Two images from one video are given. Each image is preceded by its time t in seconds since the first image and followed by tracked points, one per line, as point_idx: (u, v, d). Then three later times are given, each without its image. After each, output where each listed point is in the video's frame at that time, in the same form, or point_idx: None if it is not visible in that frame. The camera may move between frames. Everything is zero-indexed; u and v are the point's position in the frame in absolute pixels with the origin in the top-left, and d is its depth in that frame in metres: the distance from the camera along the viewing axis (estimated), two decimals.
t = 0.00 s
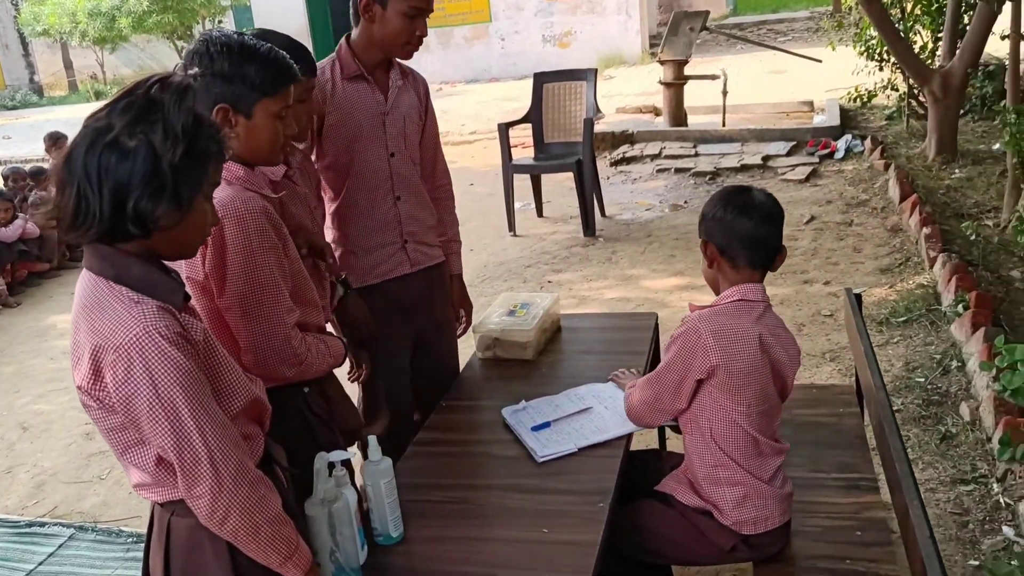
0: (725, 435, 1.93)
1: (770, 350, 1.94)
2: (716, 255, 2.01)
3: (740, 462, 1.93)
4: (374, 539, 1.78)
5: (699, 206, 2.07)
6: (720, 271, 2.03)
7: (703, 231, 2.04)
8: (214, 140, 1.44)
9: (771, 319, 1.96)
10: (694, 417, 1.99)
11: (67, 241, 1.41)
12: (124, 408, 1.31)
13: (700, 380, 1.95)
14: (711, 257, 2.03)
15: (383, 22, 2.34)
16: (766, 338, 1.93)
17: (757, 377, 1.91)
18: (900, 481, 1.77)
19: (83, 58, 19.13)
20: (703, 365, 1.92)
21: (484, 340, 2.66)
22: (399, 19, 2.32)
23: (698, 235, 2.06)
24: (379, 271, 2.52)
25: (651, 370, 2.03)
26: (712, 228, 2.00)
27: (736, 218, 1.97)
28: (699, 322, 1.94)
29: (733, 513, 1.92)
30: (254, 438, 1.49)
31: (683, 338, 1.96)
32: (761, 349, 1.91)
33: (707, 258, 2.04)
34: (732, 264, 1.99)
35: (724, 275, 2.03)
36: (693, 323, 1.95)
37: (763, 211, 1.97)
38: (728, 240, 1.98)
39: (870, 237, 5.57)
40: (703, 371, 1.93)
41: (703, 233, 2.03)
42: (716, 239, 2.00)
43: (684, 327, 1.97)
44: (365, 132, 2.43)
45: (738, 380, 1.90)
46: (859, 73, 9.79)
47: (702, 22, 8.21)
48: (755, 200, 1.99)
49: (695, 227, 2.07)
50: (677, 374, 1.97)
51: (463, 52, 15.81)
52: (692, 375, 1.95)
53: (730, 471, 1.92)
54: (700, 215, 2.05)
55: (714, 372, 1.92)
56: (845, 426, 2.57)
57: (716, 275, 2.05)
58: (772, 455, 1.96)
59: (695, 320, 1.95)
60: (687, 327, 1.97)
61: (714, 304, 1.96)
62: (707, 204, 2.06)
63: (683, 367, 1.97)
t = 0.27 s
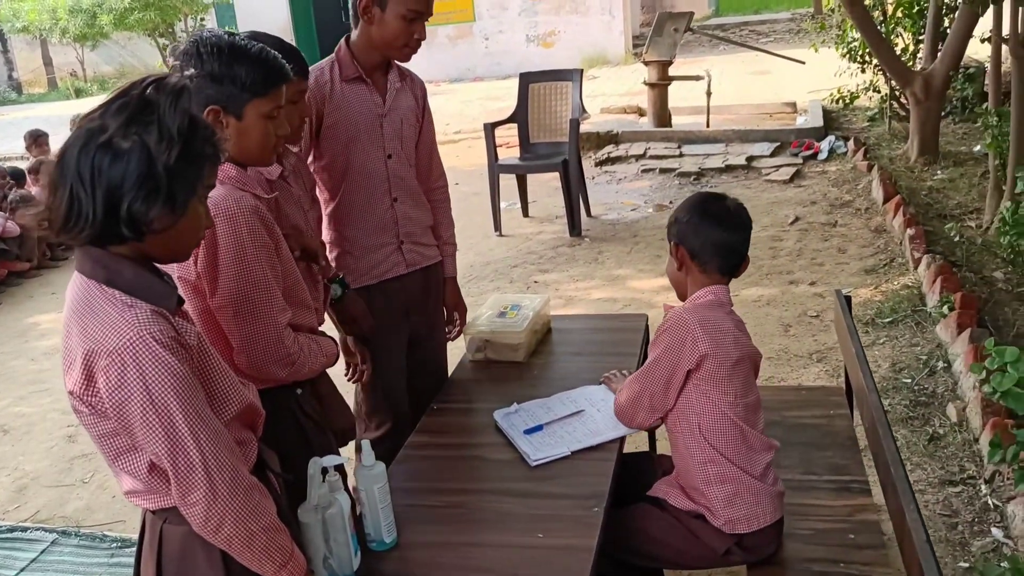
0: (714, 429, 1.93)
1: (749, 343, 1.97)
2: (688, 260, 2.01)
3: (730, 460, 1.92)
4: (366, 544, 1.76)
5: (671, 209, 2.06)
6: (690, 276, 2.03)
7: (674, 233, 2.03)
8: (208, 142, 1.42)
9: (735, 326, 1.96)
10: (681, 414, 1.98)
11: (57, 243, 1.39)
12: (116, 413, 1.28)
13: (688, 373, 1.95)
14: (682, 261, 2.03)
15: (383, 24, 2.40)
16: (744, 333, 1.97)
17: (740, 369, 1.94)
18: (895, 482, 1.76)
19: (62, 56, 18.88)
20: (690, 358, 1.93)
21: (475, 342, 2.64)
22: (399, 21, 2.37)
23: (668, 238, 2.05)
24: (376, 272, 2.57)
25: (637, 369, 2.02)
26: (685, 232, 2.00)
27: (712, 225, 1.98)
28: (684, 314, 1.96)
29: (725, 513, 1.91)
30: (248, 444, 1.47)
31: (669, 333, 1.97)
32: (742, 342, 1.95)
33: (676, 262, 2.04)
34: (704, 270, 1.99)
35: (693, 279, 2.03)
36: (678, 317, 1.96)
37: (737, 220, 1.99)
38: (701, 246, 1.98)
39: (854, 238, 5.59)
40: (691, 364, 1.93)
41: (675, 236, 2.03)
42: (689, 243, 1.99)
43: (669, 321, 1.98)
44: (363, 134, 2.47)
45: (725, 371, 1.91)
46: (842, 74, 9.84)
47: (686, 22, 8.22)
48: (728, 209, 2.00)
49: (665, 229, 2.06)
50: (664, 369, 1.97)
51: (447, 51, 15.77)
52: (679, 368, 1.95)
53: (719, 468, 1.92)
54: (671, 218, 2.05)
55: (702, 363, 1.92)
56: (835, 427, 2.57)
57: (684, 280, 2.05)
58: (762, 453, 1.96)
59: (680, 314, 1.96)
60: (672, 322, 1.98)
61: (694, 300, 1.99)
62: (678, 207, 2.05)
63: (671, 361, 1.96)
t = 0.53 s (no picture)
0: (710, 436, 1.92)
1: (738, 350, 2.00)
2: (679, 276, 2.01)
3: (727, 467, 1.91)
4: (363, 558, 1.74)
5: (657, 222, 2.04)
6: (675, 289, 2.04)
7: (663, 246, 2.02)
8: (208, 151, 1.40)
9: (724, 346, 1.96)
10: (677, 422, 1.97)
11: (54, 252, 1.36)
12: (114, 428, 1.25)
13: (683, 379, 1.95)
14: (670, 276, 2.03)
15: (376, 31, 2.40)
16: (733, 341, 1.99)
17: (733, 375, 1.96)
18: (895, 491, 1.76)
19: (40, 63, 18.70)
20: (686, 363, 1.93)
21: (468, 353, 2.63)
22: (393, 30, 2.38)
23: (655, 251, 2.04)
24: (370, 283, 2.58)
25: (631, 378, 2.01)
26: (679, 247, 1.99)
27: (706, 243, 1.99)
28: (678, 320, 1.96)
29: (721, 521, 1.90)
30: (247, 458, 1.43)
31: (663, 340, 1.97)
32: (732, 349, 1.97)
33: (665, 276, 2.03)
34: (695, 286, 2.01)
35: (678, 293, 2.04)
36: (671, 325, 1.97)
37: (727, 238, 2.01)
38: (694, 261, 1.98)
39: (840, 248, 5.62)
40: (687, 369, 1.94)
41: (665, 250, 2.02)
42: (681, 259, 1.99)
43: (661, 329, 1.99)
44: (357, 144, 2.48)
45: (720, 374, 1.92)
46: (824, 85, 9.92)
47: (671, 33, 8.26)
48: (717, 225, 2.01)
49: (653, 243, 2.04)
50: (661, 377, 1.96)
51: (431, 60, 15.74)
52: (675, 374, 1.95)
53: (716, 474, 1.91)
54: (658, 232, 2.03)
55: (697, 367, 1.93)
56: (829, 438, 2.58)
57: (669, 294, 2.05)
58: (758, 461, 1.95)
59: (673, 321, 1.97)
60: (664, 329, 1.98)
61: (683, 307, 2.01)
62: (665, 221, 2.03)
63: (665, 368, 1.96)
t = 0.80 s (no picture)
0: (716, 455, 1.91)
1: (751, 364, 1.95)
2: (708, 287, 1.96)
3: (732, 482, 1.91)
4: (364, 567, 1.72)
5: (677, 230, 1.97)
6: (700, 299, 1.98)
7: (690, 255, 1.95)
8: (210, 151, 1.35)
9: (750, 343, 1.97)
10: (683, 440, 1.97)
11: (52, 255, 1.32)
12: (115, 435, 1.21)
13: (694, 402, 1.92)
14: (695, 286, 1.97)
15: (366, 31, 2.37)
16: (745, 352, 1.95)
17: (744, 395, 1.92)
18: (896, 496, 1.76)
19: (12, 63, 18.45)
20: (696, 387, 1.90)
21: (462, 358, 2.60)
22: (384, 29, 2.35)
23: (678, 261, 1.97)
24: (363, 288, 2.56)
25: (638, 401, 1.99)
26: (708, 257, 1.94)
27: (735, 251, 1.95)
28: (690, 342, 1.92)
29: (723, 531, 1.91)
30: (249, 466, 1.40)
31: (674, 362, 1.93)
32: (745, 364, 1.93)
33: (693, 288, 1.97)
34: (723, 294, 1.97)
35: (701, 303, 1.99)
36: (683, 345, 1.93)
37: (752, 243, 1.98)
38: (723, 270, 1.94)
39: (823, 251, 5.65)
40: (698, 394, 1.91)
41: (692, 260, 1.95)
42: (711, 268, 1.94)
43: (673, 351, 1.94)
44: (349, 146, 2.45)
45: (732, 399, 1.89)
46: (804, 89, 9.99)
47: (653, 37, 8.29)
48: (740, 230, 1.97)
49: (675, 252, 1.97)
50: (668, 400, 1.95)
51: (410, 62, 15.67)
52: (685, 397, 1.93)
53: (720, 490, 1.91)
54: (684, 243, 1.96)
55: (709, 391, 1.90)
56: (823, 441, 2.58)
57: (692, 304, 2.00)
58: (765, 475, 1.95)
59: (686, 341, 1.93)
60: (676, 350, 1.94)
61: (696, 322, 1.96)
62: (689, 231, 1.96)
63: (675, 390, 1.93)
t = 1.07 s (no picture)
0: (734, 461, 1.93)
1: (769, 369, 1.96)
2: (740, 290, 1.96)
3: (742, 483, 1.93)
4: (366, 566, 1.70)
5: (705, 234, 1.95)
6: (729, 302, 1.98)
7: (722, 260, 1.94)
8: (214, 144, 1.32)
9: (765, 347, 1.96)
10: (700, 447, 1.96)
11: (54, 253, 1.29)
12: (126, 434, 1.21)
13: (720, 412, 1.92)
14: (726, 289, 1.96)
15: (358, 26, 2.35)
16: (766, 358, 1.96)
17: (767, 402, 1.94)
18: (897, 489, 1.78)
19: None
20: (726, 398, 1.90)
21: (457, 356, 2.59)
22: (375, 24, 2.33)
23: (708, 265, 1.96)
24: (359, 287, 2.55)
25: (661, 413, 1.95)
26: (741, 262, 1.93)
27: (765, 253, 1.94)
28: (720, 352, 1.90)
29: (726, 528, 1.93)
30: (258, 464, 1.40)
31: (701, 372, 1.91)
32: (768, 371, 1.95)
33: (724, 291, 1.96)
34: (752, 294, 1.98)
35: (729, 305, 1.99)
36: (712, 355, 1.91)
37: (778, 242, 1.97)
38: (754, 273, 1.94)
39: (806, 250, 5.69)
40: (728, 405, 1.91)
41: (723, 264, 1.94)
42: (743, 273, 1.94)
43: (700, 360, 1.92)
44: (345, 144, 2.45)
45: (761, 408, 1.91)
46: (784, 89, 10.05)
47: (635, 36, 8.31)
48: (767, 229, 1.96)
49: (704, 256, 1.96)
50: (693, 411, 1.92)
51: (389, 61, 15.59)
52: (711, 407, 1.92)
53: (734, 492, 1.93)
54: (714, 247, 1.94)
55: (738, 402, 1.90)
56: (817, 438, 2.59)
57: (720, 307, 2.00)
58: (769, 477, 1.97)
59: (715, 351, 1.91)
60: (703, 360, 1.91)
61: (723, 327, 1.94)
62: (720, 237, 1.94)
63: (700, 400, 1.91)
